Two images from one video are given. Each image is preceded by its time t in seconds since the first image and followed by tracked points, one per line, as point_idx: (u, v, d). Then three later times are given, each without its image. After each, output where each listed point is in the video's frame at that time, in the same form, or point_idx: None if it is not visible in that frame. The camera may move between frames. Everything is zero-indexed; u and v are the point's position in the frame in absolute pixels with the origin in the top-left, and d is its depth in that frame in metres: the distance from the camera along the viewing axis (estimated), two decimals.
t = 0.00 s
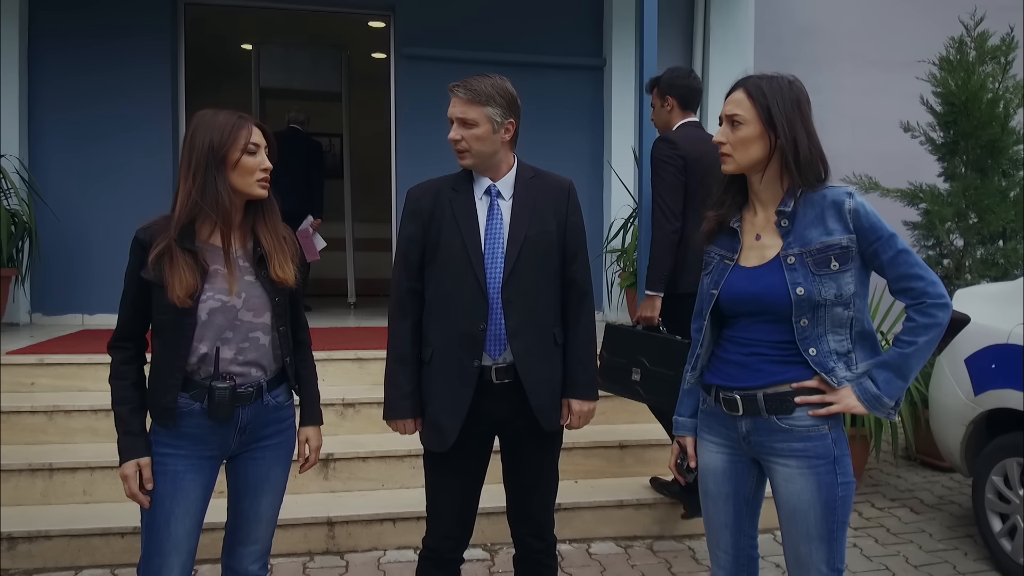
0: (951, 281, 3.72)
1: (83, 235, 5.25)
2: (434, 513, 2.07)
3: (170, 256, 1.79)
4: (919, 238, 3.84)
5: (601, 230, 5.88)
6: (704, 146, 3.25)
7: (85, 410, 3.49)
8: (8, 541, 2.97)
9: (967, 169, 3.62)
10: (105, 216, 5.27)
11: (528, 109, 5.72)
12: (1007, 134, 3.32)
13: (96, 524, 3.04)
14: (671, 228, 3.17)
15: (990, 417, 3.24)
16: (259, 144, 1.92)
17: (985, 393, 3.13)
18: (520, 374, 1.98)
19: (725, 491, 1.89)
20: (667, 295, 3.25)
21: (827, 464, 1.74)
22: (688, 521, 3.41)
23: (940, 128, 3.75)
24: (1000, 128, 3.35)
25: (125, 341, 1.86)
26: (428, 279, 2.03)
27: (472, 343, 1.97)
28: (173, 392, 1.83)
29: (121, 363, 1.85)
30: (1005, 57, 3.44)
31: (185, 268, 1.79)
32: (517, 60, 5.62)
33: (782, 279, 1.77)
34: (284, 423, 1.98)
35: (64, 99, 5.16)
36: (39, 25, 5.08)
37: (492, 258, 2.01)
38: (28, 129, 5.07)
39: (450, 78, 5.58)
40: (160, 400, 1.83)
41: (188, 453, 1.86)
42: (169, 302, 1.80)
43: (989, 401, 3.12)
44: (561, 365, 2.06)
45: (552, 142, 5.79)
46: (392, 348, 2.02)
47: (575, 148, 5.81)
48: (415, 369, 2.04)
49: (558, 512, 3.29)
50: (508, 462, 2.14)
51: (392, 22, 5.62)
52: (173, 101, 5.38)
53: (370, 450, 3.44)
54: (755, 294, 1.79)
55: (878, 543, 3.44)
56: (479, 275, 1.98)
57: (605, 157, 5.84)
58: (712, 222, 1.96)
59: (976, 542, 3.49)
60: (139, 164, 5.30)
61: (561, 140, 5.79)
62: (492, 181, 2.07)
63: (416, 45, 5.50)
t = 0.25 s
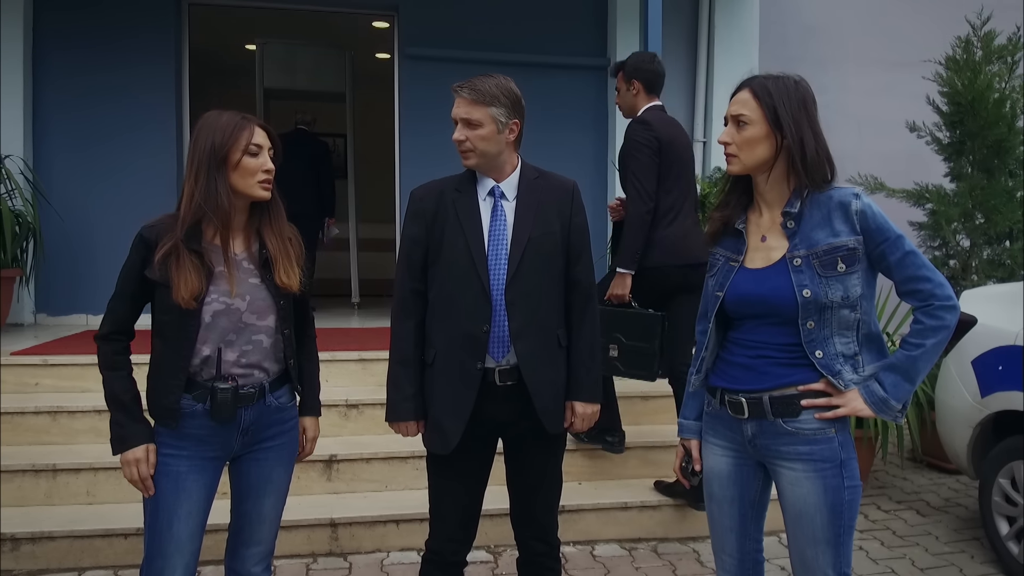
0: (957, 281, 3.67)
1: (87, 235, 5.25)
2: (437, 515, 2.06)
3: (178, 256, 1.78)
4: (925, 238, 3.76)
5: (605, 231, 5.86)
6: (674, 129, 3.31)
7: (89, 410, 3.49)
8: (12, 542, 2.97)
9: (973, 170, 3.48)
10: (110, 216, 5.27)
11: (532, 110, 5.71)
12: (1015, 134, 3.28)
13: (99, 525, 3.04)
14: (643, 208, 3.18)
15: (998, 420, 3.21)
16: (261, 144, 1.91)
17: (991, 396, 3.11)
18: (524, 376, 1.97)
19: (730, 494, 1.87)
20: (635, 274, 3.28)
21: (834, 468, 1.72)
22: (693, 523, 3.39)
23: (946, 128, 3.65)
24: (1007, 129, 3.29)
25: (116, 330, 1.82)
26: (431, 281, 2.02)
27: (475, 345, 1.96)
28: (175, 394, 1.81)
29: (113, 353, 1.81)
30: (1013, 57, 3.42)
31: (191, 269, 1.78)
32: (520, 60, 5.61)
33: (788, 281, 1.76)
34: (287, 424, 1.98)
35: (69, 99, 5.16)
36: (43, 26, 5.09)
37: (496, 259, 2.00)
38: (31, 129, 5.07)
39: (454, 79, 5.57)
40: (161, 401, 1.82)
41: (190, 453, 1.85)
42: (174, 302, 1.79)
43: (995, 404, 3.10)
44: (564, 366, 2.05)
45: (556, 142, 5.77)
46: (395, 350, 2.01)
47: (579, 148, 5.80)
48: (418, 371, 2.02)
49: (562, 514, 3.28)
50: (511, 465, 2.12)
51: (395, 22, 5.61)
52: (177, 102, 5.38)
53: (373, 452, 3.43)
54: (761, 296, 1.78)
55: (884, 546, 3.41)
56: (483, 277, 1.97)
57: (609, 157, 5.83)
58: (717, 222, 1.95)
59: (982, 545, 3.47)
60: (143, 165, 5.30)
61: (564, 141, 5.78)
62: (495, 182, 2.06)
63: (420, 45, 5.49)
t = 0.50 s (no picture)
0: (963, 282, 3.51)
1: (91, 235, 5.26)
2: (439, 517, 2.05)
3: (187, 253, 1.78)
4: (931, 239, 3.58)
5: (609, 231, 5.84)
6: (619, 122, 3.45)
7: (93, 411, 3.49)
8: (16, 543, 2.97)
9: (981, 170, 3.37)
10: (114, 216, 5.28)
11: (536, 110, 5.69)
12: None
13: (102, 526, 3.04)
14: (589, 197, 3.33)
15: (1005, 423, 3.18)
16: (270, 145, 1.88)
17: (1000, 398, 3.09)
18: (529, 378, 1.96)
19: (734, 497, 1.86)
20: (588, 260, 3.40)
21: (839, 471, 1.71)
22: (697, 525, 3.37)
23: (953, 127, 3.51)
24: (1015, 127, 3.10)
25: (103, 314, 1.80)
26: (433, 282, 2.01)
27: (478, 347, 1.95)
28: (179, 393, 1.81)
29: (101, 336, 1.80)
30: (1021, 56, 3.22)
31: (199, 268, 1.78)
32: (524, 60, 5.60)
33: (793, 283, 1.74)
34: (291, 425, 1.97)
35: (74, 99, 5.17)
36: (48, 26, 5.09)
37: (499, 261, 1.99)
38: (37, 129, 5.08)
39: (458, 78, 5.56)
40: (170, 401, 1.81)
41: (196, 455, 1.85)
42: (180, 301, 1.78)
43: (1004, 406, 3.07)
44: (568, 367, 2.04)
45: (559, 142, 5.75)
46: (397, 352, 1.99)
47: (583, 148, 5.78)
48: (420, 373, 2.01)
49: (566, 515, 3.27)
50: (514, 467, 2.11)
51: (399, 22, 5.60)
52: (181, 102, 5.39)
53: (376, 453, 3.42)
54: (766, 298, 1.76)
55: (889, 548, 3.39)
56: (486, 279, 1.96)
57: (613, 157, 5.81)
58: (721, 223, 1.94)
59: (989, 547, 3.44)
60: (148, 165, 5.31)
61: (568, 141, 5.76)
62: (499, 183, 2.05)
63: (424, 45, 5.49)
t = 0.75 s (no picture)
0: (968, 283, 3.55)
1: (95, 235, 5.27)
2: (441, 518, 2.05)
3: (191, 253, 1.78)
4: (935, 239, 3.59)
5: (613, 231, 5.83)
6: (584, 94, 3.53)
7: (96, 411, 3.49)
8: (19, 542, 2.98)
9: (985, 170, 3.41)
10: (118, 216, 5.29)
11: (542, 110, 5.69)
12: None
13: (105, 526, 3.04)
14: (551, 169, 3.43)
15: (1010, 423, 3.17)
16: (272, 145, 1.87)
17: (1004, 399, 3.08)
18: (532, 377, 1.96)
19: (737, 498, 1.85)
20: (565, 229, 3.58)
21: (842, 472, 1.70)
22: (700, 526, 3.36)
23: (957, 127, 3.56)
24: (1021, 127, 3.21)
25: (99, 300, 1.82)
26: (435, 284, 2.01)
27: (480, 347, 1.95)
28: (176, 393, 1.81)
29: (99, 321, 1.82)
30: None
31: (204, 269, 1.78)
32: (529, 60, 5.60)
33: (796, 283, 1.74)
34: (291, 425, 1.97)
35: (78, 98, 5.19)
36: (52, 26, 5.11)
37: (500, 262, 1.98)
38: (41, 129, 5.09)
39: (461, 78, 5.56)
40: (171, 400, 1.81)
41: (199, 456, 1.84)
42: (184, 302, 1.78)
43: (1008, 407, 3.07)
44: (570, 367, 2.03)
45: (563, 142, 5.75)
46: (399, 353, 1.99)
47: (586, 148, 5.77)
48: (422, 375, 2.01)
49: (568, 516, 3.26)
50: (515, 466, 2.11)
51: (403, 23, 5.60)
52: (185, 102, 5.40)
53: (379, 453, 3.42)
54: (768, 299, 1.76)
55: (893, 550, 3.38)
56: (487, 280, 1.96)
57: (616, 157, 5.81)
58: (724, 224, 1.93)
59: (993, 548, 3.43)
60: (151, 165, 5.31)
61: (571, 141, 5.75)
62: (501, 184, 2.05)
63: (428, 45, 5.49)
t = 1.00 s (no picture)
0: (971, 283, 3.38)
1: (98, 236, 5.28)
2: (444, 519, 2.05)
3: (192, 253, 1.78)
4: (939, 240, 3.35)
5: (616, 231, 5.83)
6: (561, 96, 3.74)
7: (99, 411, 3.50)
8: (22, 542, 2.98)
9: (990, 169, 3.22)
10: (121, 217, 5.30)
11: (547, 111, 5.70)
12: None
13: (108, 526, 3.05)
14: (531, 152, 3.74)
15: (1014, 424, 3.16)
16: (266, 141, 1.87)
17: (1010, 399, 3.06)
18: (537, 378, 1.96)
19: (740, 499, 1.85)
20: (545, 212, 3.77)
21: (845, 474, 1.69)
22: (703, 527, 3.36)
23: (962, 127, 3.39)
24: None
25: (92, 299, 1.80)
26: (438, 285, 2.01)
27: (484, 349, 1.95)
28: (172, 392, 1.78)
29: (93, 321, 1.81)
30: None
31: (205, 270, 1.77)
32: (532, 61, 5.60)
33: (799, 284, 1.73)
34: (291, 426, 1.98)
35: (81, 98, 5.19)
36: (56, 27, 5.12)
37: (504, 263, 1.98)
38: (44, 129, 5.11)
39: (464, 78, 5.56)
40: (165, 404, 1.78)
41: (204, 459, 1.84)
42: (184, 303, 1.78)
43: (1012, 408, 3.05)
44: (573, 368, 2.03)
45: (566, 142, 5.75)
46: (402, 355, 1.99)
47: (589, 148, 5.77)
48: (426, 376, 2.01)
49: (571, 517, 3.26)
50: (517, 467, 2.11)
51: (405, 23, 5.61)
52: (188, 102, 5.40)
53: (381, 453, 3.42)
54: (770, 299, 1.75)
55: (897, 550, 3.38)
56: (491, 281, 1.96)
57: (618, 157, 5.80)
58: (727, 224, 1.92)
59: (997, 549, 3.42)
60: (154, 165, 5.32)
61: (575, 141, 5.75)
62: (505, 184, 2.05)
63: (430, 45, 5.49)
